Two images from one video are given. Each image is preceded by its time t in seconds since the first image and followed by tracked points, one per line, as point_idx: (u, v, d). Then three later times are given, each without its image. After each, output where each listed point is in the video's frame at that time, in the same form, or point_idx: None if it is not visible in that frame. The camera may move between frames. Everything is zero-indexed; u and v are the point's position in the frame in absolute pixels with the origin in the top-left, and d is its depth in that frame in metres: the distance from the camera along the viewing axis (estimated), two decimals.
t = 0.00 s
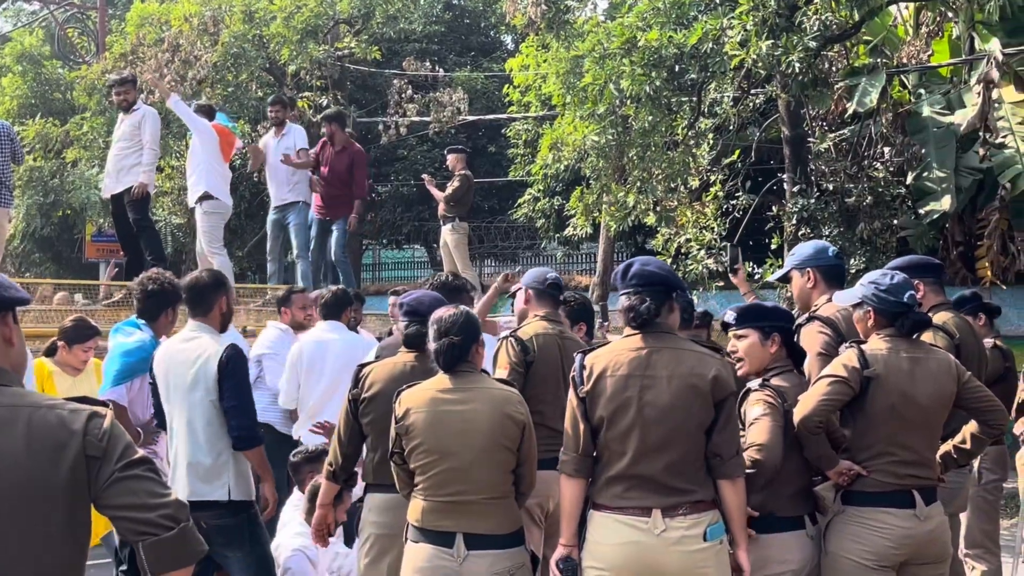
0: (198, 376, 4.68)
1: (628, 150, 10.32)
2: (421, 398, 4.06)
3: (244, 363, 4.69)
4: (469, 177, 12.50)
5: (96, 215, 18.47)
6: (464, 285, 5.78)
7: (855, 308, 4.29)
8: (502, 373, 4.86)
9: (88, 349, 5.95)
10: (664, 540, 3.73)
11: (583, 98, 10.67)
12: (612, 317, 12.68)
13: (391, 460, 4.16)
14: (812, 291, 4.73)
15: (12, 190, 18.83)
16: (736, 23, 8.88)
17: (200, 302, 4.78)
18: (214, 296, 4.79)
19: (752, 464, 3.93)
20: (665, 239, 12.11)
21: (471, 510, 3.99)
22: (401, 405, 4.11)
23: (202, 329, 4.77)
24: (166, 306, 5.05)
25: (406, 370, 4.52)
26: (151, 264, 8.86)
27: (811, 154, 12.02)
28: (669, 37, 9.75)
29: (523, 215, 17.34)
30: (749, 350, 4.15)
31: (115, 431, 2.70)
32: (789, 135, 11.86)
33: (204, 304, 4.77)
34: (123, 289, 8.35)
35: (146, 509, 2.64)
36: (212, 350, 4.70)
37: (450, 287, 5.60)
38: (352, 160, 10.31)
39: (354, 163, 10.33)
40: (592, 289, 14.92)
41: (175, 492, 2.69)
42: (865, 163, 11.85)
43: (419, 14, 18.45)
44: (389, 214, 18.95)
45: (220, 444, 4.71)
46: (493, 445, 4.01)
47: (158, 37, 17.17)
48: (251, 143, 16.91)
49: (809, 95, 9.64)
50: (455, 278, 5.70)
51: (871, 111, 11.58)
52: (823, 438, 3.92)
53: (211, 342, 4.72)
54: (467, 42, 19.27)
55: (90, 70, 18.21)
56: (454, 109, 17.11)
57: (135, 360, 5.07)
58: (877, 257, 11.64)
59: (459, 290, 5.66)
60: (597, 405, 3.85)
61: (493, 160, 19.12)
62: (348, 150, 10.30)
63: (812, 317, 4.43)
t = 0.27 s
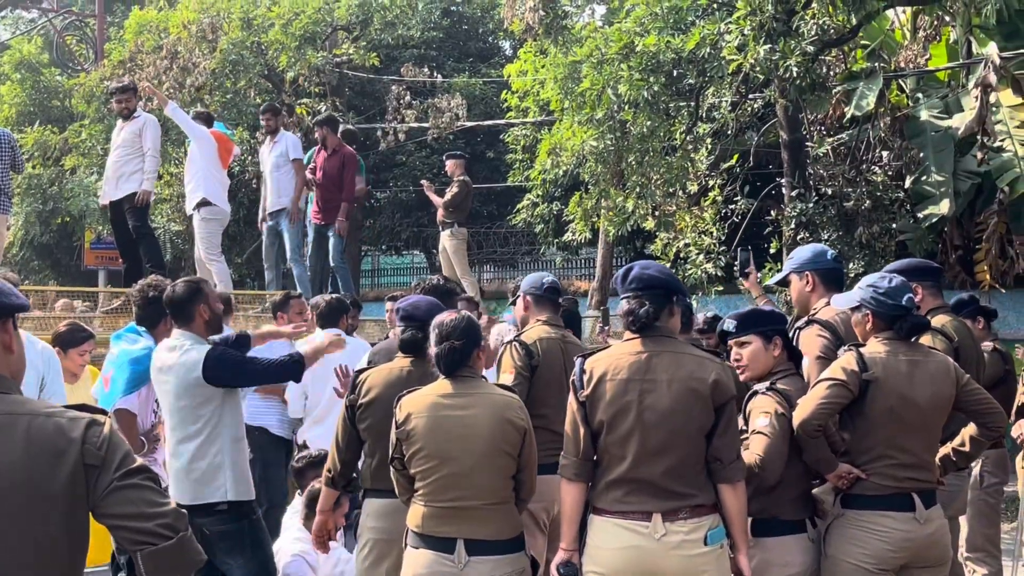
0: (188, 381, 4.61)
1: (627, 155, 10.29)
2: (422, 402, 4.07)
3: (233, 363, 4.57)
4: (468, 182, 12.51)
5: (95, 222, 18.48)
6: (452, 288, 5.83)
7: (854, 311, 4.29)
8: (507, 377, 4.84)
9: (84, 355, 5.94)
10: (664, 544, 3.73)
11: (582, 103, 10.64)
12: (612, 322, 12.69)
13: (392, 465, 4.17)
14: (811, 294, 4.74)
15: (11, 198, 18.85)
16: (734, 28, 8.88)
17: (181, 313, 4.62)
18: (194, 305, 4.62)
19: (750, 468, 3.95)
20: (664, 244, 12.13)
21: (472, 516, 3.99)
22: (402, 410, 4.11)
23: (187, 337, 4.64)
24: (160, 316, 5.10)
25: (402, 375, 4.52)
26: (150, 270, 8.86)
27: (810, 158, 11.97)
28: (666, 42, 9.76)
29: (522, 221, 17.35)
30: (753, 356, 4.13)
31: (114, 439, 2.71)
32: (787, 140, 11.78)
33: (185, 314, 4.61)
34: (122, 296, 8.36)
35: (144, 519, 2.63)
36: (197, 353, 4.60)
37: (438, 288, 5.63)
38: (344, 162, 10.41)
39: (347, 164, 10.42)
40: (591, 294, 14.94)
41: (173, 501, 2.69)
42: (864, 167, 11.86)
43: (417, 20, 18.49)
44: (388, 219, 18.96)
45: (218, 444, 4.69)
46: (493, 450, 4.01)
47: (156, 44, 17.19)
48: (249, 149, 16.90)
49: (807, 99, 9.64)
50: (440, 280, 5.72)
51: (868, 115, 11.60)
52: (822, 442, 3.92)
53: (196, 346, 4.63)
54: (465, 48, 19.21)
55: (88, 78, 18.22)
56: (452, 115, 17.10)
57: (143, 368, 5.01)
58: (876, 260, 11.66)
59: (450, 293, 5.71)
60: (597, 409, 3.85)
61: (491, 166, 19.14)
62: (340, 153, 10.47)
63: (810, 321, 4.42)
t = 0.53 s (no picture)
0: (194, 395, 4.61)
1: (630, 167, 10.29)
2: (425, 416, 4.06)
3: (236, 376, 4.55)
4: (472, 196, 12.53)
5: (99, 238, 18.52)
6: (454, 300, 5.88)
7: (859, 322, 4.29)
8: (515, 389, 4.81)
9: (84, 366, 5.98)
10: (670, 556, 3.73)
11: (585, 116, 10.63)
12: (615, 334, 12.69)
13: (395, 479, 4.16)
14: (815, 305, 4.71)
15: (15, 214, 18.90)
16: (736, 40, 8.88)
17: (189, 326, 4.63)
18: (201, 319, 4.62)
19: (755, 480, 3.95)
20: (667, 256, 12.15)
21: (475, 530, 3.98)
22: (405, 424, 4.10)
23: (195, 351, 4.65)
24: (167, 326, 5.11)
25: (405, 389, 4.51)
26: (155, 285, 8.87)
27: (813, 169, 12.01)
28: (669, 54, 9.80)
29: (525, 234, 17.35)
30: (759, 367, 4.14)
31: (117, 456, 2.68)
32: (789, 152, 11.82)
33: (194, 327, 4.62)
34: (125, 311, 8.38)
35: (147, 536, 2.60)
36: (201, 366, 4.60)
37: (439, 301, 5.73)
38: (345, 176, 10.46)
39: (347, 178, 10.46)
40: (594, 307, 14.94)
41: (176, 519, 2.66)
42: (867, 178, 11.86)
43: (420, 35, 18.54)
44: (391, 233, 18.97)
45: (227, 455, 4.68)
46: (496, 463, 4.00)
47: (160, 60, 17.27)
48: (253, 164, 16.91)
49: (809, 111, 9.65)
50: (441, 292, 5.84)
51: (871, 126, 11.60)
52: (828, 453, 3.91)
53: (199, 360, 4.62)
54: (468, 62, 19.15)
55: (92, 94, 18.28)
56: (455, 128, 17.14)
57: (149, 382, 5.00)
58: (879, 271, 11.69)
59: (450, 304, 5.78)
60: (601, 422, 3.85)
61: (495, 179, 19.17)
62: (340, 167, 10.53)
63: (816, 331, 4.42)
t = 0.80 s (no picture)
0: (202, 430, 4.59)
1: (639, 192, 10.25)
2: (436, 452, 4.03)
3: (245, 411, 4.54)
4: (480, 220, 12.53)
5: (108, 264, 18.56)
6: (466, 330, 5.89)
7: (871, 355, 4.22)
8: (528, 421, 4.79)
9: (91, 400, 6.00)
10: None
11: (593, 140, 10.67)
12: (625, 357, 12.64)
13: (406, 515, 4.13)
14: (828, 335, 4.68)
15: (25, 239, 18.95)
16: (744, 64, 8.90)
17: (201, 360, 4.63)
18: (212, 354, 4.63)
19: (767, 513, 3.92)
20: (677, 279, 12.11)
21: (486, 568, 3.95)
22: (416, 460, 4.08)
23: (203, 386, 4.64)
24: (177, 357, 5.10)
25: (415, 424, 4.50)
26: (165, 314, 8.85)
27: (822, 191, 12.07)
28: (677, 79, 9.83)
29: (534, 257, 17.32)
30: (775, 399, 4.11)
31: (132, 507, 2.62)
32: (799, 173, 12.01)
33: (204, 362, 4.62)
34: (133, 339, 8.38)
35: None
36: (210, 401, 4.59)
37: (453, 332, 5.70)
38: (352, 203, 10.48)
39: (354, 205, 10.47)
40: (604, 330, 14.89)
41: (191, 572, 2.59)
42: (876, 200, 11.83)
43: (429, 59, 18.58)
44: (400, 256, 18.97)
45: (237, 490, 4.67)
46: (506, 499, 3.98)
47: (170, 86, 17.35)
48: (262, 189, 16.93)
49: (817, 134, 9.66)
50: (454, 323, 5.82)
51: (880, 148, 11.63)
52: (843, 488, 3.87)
53: (208, 395, 4.60)
54: (475, 85, 19.10)
55: (102, 121, 18.35)
56: (464, 151, 17.18)
57: (152, 415, 5.01)
58: (890, 293, 11.64)
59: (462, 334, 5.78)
60: (615, 457, 3.82)
61: (503, 202, 19.17)
62: (347, 193, 10.53)
63: (830, 361, 4.39)
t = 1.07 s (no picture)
0: (225, 491, 4.61)
1: (656, 229, 10.31)
2: (463, 518, 4.02)
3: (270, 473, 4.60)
4: (496, 256, 12.55)
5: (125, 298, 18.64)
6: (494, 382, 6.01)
7: (899, 414, 4.19)
8: (551, 479, 4.76)
9: (108, 456, 6.17)
10: None
11: (609, 178, 10.69)
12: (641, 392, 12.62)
13: None
14: (854, 390, 4.68)
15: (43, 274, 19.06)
16: (760, 104, 8.74)
17: (227, 414, 4.69)
18: (240, 409, 4.69)
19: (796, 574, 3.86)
20: (693, 313, 12.09)
21: None
22: (443, 524, 4.07)
23: (227, 443, 4.69)
24: (199, 410, 5.10)
25: (439, 484, 4.53)
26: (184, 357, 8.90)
27: (839, 226, 11.86)
28: (693, 118, 9.71)
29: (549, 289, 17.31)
30: (802, 460, 4.10)
31: None
32: (815, 209, 11.72)
33: (230, 416, 4.67)
34: (150, 384, 8.43)
35: None
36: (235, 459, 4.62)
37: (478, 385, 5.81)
38: (370, 240, 10.52)
39: (371, 242, 10.51)
40: (620, 364, 14.86)
41: None
42: (893, 234, 11.78)
43: (444, 94, 18.66)
44: (415, 289, 19.00)
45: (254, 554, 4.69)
46: (534, 563, 3.95)
47: (186, 122, 17.49)
48: (278, 224, 17.00)
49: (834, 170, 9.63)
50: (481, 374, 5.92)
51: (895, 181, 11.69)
52: (874, 551, 3.86)
53: (233, 454, 4.64)
54: (490, 117, 19.19)
55: (119, 157, 18.47)
56: (478, 186, 17.21)
57: (162, 469, 5.07)
58: (910, 327, 11.64)
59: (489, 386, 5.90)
60: (645, 524, 3.89)
61: (518, 234, 19.19)
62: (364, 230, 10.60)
63: (856, 419, 4.37)
